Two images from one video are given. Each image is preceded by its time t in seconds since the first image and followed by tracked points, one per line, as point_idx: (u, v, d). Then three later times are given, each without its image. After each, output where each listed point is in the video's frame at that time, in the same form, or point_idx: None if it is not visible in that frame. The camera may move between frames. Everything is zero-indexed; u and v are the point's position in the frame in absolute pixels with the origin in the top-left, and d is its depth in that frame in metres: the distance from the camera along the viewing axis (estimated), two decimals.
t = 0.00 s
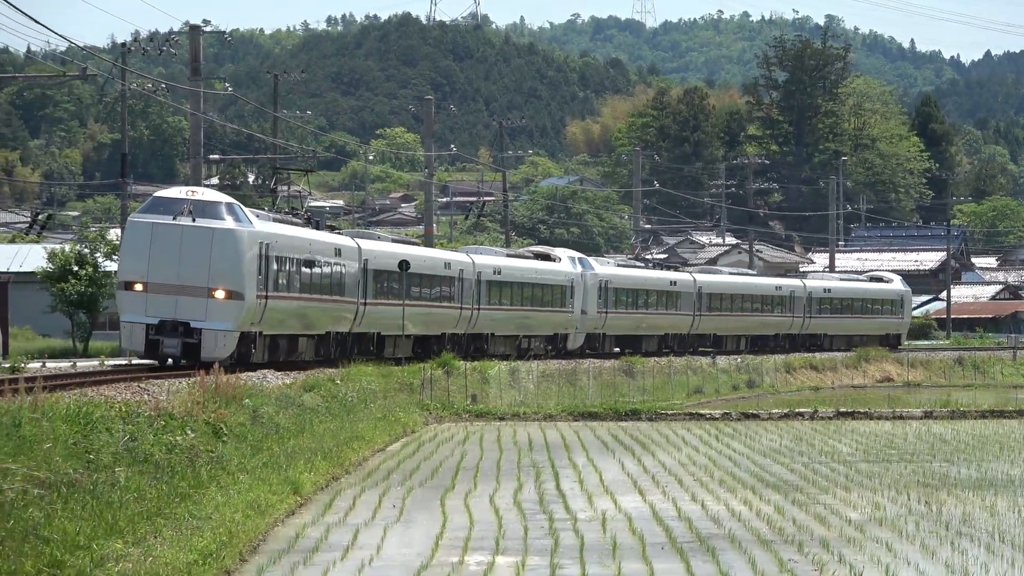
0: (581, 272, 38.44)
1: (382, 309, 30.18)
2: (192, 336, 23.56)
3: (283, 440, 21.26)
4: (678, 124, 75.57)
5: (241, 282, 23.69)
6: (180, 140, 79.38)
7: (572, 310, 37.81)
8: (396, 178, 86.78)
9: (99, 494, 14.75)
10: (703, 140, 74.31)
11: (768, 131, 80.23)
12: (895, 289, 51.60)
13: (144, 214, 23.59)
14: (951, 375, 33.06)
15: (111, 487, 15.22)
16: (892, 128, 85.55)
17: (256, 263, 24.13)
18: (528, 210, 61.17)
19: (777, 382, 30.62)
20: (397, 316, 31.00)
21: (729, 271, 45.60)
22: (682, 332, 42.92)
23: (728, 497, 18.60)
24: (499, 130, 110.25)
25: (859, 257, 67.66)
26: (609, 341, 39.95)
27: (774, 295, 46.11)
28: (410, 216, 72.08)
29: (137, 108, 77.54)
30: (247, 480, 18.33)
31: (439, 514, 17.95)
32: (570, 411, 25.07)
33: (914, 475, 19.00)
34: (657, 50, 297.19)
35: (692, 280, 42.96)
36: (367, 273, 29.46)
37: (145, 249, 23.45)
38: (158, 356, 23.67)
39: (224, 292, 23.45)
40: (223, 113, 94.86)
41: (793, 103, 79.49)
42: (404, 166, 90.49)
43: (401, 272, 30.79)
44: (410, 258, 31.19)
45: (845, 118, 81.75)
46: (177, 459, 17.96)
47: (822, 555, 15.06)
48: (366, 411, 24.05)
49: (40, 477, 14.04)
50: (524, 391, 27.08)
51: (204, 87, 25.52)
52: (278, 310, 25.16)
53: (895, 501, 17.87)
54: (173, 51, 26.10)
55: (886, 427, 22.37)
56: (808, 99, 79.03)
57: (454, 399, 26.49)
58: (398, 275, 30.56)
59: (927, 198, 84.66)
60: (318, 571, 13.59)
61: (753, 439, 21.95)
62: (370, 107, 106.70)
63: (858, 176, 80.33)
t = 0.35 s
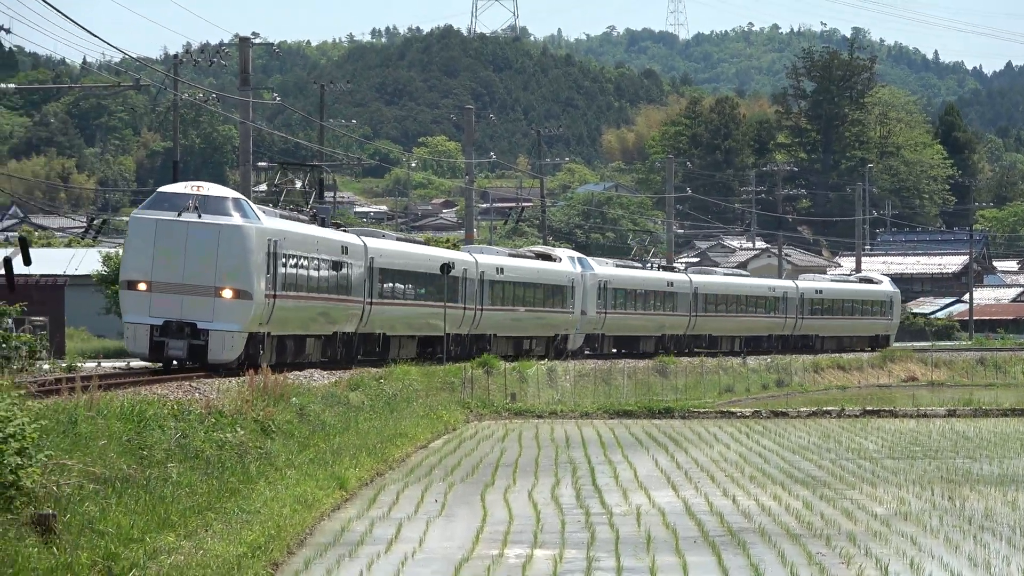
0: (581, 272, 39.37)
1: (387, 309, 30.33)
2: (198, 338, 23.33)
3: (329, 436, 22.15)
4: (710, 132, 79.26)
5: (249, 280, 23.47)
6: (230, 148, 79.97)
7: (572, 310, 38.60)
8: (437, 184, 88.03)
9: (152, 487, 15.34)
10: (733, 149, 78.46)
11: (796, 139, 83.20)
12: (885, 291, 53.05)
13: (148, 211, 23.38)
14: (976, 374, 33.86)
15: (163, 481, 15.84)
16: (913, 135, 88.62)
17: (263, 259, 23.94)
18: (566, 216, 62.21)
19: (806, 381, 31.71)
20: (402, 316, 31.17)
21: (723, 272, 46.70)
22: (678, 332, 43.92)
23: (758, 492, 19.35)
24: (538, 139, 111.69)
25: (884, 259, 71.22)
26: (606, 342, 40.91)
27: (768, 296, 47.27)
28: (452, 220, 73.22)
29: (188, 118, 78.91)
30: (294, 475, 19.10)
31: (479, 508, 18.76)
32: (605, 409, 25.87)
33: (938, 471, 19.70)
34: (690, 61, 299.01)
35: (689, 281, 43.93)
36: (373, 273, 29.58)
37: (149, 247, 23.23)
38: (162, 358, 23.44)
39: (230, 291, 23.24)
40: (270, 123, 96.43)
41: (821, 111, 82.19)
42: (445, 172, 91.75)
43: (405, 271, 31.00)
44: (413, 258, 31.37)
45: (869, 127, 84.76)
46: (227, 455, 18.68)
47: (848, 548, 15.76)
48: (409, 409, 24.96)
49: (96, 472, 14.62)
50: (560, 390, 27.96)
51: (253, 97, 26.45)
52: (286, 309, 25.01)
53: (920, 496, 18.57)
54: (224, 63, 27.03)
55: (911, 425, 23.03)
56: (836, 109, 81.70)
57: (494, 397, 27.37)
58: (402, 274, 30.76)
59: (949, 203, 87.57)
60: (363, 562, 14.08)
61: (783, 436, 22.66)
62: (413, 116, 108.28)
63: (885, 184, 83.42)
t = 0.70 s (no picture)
0: (580, 272, 39.86)
1: (392, 308, 29.88)
2: (199, 339, 22.38)
3: (372, 434, 23.07)
4: (739, 140, 83.34)
5: (253, 277, 22.55)
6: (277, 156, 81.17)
7: (571, 310, 39.07)
8: (477, 190, 89.21)
9: (202, 483, 15.94)
10: (762, 155, 82.32)
11: (822, 146, 85.56)
12: (874, 290, 54.23)
13: (147, 205, 22.45)
14: (997, 373, 34.64)
15: (211, 476, 16.45)
16: (932, 145, 90.63)
17: (268, 256, 23.03)
18: (602, 220, 63.26)
19: (831, 380, 32.59)
20: (407, 315, 30.80)
21: (717, 272, 47.45)
22: (674, 332, 44.65)
23: (786, 487, 20.09)
24: (573, 146, 113.07)
25: (908, 262, 73.24)
26: (604, 342, 41.50)
27: (762, 296, 48.11)
28: (491, 224, 74.38)
29: (236, 127, 80.34)
30: (338, 472, 19.90)
31: (516, 502, 19.60)
32: (639, 407, 26.66)
33: (960, 466, 20.41)
34: (720, 71, 300.63)
35: (685, 281, 44.64)
36: (379, 271, 29.08)
37: (148, 243, 22.29)
38: (163, 360, 22.48)
39: (234, 289, 22.31)
40: (316, 131, 97.97)
41: (847, 119, 84.54)
42: (484, 177, 92.98)
43: (409, 269, 30.60)
44: (417, 255, 31.01)
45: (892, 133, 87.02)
46: (273, 452, 19.50)
47: (874, 541, 16.47)
48: (449, 407, 25.84)
49: (148, 469, 15.23)
50: (594, 388, 28.81)
51: (299, 106, 27.41)
52: (291, 308, 24.16)
53: (942, 490, 19.28)
54: (271, 73, 28.01)
55: (934, 422, 23.68)
56: (862, 116, 84.00)
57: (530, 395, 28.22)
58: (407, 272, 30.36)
59: (970, 207, 89.31)
60: (405, 553, 14.56)
61: (809, 433, 23.38)
62: (454, 124, 109.73)
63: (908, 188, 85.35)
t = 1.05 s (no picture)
0: (582, 272, 40.54)
1: (401, 308, 29.76)
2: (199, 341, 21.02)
3: (415, 431, 24.01)
4: (769, 147, 84.06)
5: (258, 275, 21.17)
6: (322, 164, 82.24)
7: (574, 310, 39.74)
8: (515, 196, 90.13)
9: (250, 480, 16.68)
10: (790, 163, 83.04)
11: (849, 153, 86.39)
12: (867, 291, 54.84)
13: (143, 198, 21.08)
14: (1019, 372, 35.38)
15: (260, 473, 17.23)
16: (955, 152, 91.43)
17: (272, 253, 21.69)
18: (635, 224, 64.14)
19: (857, 379, 33.31)
20: (415, 314, 30.74)
21: (716, 272, 48.30)
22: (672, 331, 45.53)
23: (815, 483, 20.87)
24: (608, 153, 114.14)
25: (931, 265, 74.32)
26: (603, 341, 42.36)
27: (759, 296, 49.02)
28: (529, 229, 75.37)
29: (282, 135, 81.61)
30: (382, 468, 20.77)
31: (554, 497, 20.49)
32: (672, 406, 27.48)
33: (983, 462, 21.15)
34: (751, 80, 301.86)
35: (684, 281, 45.50)
36: (387, 270, 28.92)
37: (144, 239, 20.92)
38: (163, 364, 21.15)
39: (237, 288, 20.93)
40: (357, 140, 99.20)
41: (872, 127, 85.11)
42: (522, 183, 93.91)
43: (417, 267, 30.56)
44: (424, 253, 31.03)
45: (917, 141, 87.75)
46: (319, 448, 20.44)
47: (900, 534, 17.18)
48: (489, 406, 26.72)
49: (199, 466, 15.90)
50: (629, 388, 29.78)
51: (344, 115, 28.40)
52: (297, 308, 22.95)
53: (965, 486, 20.01)
54: (316, 84, 28.99)
55: (958, 420, 24.36)
56: (887, 125, 84.56)
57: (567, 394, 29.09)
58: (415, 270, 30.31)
59: (992, 212, 90.16)
60: (447, 546, 15.42)
61: (837, 431, 24.11)
62: (493, 133, 110.79)
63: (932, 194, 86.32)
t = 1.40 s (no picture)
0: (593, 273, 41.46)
1: (416, 308, 30.51)
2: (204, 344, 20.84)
3: (464, 429, 24.96)
4: (804, 157, 84.94)
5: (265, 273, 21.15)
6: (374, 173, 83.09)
7: (586, 311, 40.66)
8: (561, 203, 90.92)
9: (307, 476, 17.64)
10: (826, 170, 83.85)
11: (884, 164, 87.37)
12: (868, 293, 56.57)
13: (145, 194, 20.98)
14: None
15: (316, 469, 18.22)
16: (992, 159, 91.84)
17: (281, 247, 21.69)
18: (676, 231, 64.91)
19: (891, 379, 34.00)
20: (429, 315, 31.49)
21: (722, 274, 49.46)
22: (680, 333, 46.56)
23: (850, 480, 21.72)
24: (649, 162, 115.06)
25: (962, 271, 74.88)
26: (614, 343, 43.33)
27: (764, 298, 50.23)
28: (572, 235, 76.14)
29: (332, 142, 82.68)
30: (433, 465, 21.76)
31: (599, 494, 21.45)
32: (712, 405, 28.40)
33: (1013, 460, 21.95)
34: (791, 92, 302.52)
35: (692, 283, 46.56)
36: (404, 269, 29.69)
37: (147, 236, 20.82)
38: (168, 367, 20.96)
39: (244, 287, 20.89)
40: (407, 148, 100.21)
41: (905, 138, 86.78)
42: (567, 190, 94.73)
43: (433, 266, 31.37)
44: (442, 253, 31.90)
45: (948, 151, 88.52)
46: (373, 446, 21.47)
47: (932, 529, 17.99)
48: (536, 405, 27.72)
49: (258, 462, 16.85)
50: (670, 388, 30.92)
51: (396, 126, 29.50)
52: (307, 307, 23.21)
53: (995, 483, 20.82)
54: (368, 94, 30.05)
55: (988, 419, 25.15)
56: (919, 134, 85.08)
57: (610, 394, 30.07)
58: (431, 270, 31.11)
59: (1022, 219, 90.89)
60: (497, 540, 16.42)
61: (871, 429, 24.94)
62: (539, 142, 111.58)
63: (963, 202, 87.37)
